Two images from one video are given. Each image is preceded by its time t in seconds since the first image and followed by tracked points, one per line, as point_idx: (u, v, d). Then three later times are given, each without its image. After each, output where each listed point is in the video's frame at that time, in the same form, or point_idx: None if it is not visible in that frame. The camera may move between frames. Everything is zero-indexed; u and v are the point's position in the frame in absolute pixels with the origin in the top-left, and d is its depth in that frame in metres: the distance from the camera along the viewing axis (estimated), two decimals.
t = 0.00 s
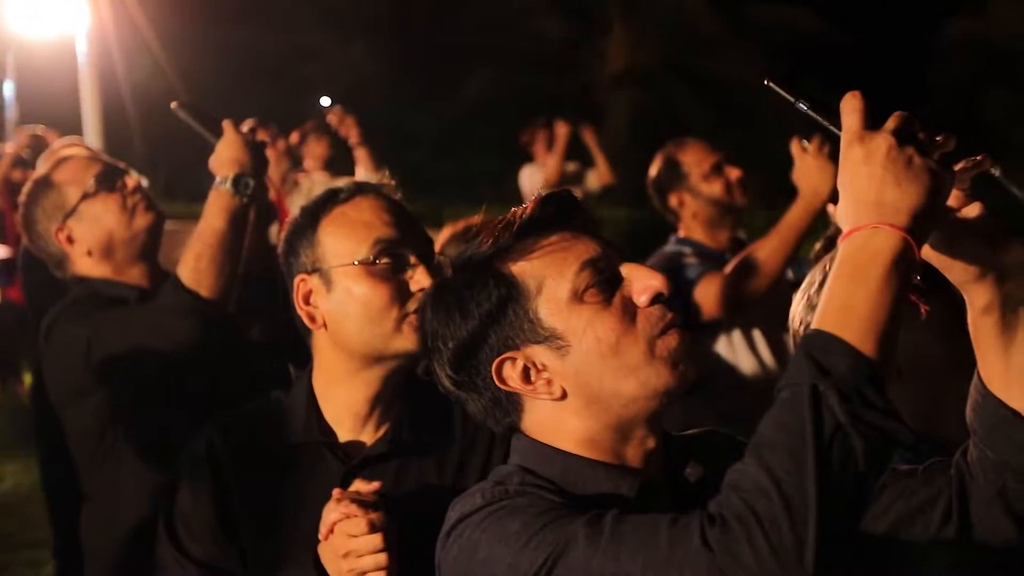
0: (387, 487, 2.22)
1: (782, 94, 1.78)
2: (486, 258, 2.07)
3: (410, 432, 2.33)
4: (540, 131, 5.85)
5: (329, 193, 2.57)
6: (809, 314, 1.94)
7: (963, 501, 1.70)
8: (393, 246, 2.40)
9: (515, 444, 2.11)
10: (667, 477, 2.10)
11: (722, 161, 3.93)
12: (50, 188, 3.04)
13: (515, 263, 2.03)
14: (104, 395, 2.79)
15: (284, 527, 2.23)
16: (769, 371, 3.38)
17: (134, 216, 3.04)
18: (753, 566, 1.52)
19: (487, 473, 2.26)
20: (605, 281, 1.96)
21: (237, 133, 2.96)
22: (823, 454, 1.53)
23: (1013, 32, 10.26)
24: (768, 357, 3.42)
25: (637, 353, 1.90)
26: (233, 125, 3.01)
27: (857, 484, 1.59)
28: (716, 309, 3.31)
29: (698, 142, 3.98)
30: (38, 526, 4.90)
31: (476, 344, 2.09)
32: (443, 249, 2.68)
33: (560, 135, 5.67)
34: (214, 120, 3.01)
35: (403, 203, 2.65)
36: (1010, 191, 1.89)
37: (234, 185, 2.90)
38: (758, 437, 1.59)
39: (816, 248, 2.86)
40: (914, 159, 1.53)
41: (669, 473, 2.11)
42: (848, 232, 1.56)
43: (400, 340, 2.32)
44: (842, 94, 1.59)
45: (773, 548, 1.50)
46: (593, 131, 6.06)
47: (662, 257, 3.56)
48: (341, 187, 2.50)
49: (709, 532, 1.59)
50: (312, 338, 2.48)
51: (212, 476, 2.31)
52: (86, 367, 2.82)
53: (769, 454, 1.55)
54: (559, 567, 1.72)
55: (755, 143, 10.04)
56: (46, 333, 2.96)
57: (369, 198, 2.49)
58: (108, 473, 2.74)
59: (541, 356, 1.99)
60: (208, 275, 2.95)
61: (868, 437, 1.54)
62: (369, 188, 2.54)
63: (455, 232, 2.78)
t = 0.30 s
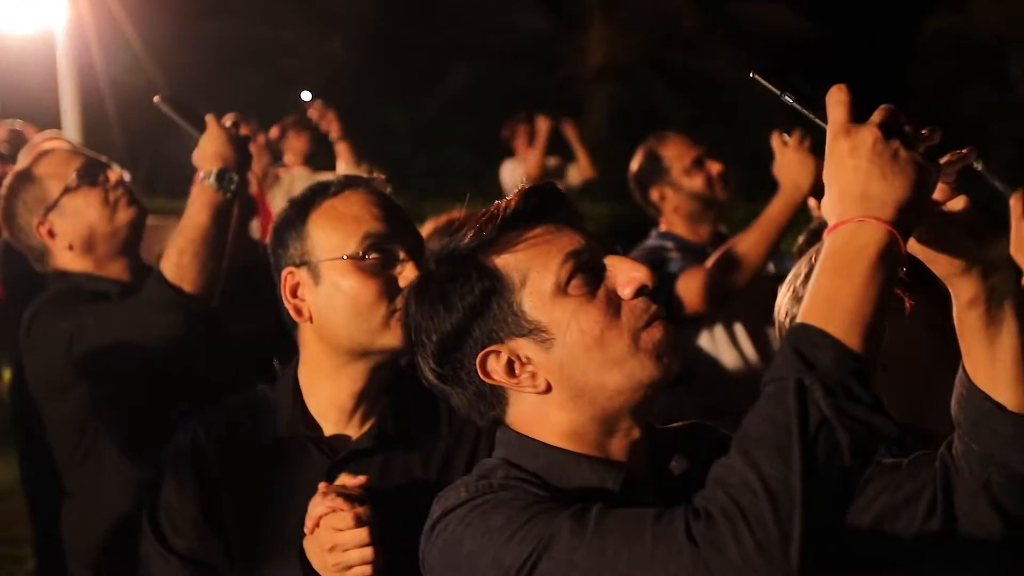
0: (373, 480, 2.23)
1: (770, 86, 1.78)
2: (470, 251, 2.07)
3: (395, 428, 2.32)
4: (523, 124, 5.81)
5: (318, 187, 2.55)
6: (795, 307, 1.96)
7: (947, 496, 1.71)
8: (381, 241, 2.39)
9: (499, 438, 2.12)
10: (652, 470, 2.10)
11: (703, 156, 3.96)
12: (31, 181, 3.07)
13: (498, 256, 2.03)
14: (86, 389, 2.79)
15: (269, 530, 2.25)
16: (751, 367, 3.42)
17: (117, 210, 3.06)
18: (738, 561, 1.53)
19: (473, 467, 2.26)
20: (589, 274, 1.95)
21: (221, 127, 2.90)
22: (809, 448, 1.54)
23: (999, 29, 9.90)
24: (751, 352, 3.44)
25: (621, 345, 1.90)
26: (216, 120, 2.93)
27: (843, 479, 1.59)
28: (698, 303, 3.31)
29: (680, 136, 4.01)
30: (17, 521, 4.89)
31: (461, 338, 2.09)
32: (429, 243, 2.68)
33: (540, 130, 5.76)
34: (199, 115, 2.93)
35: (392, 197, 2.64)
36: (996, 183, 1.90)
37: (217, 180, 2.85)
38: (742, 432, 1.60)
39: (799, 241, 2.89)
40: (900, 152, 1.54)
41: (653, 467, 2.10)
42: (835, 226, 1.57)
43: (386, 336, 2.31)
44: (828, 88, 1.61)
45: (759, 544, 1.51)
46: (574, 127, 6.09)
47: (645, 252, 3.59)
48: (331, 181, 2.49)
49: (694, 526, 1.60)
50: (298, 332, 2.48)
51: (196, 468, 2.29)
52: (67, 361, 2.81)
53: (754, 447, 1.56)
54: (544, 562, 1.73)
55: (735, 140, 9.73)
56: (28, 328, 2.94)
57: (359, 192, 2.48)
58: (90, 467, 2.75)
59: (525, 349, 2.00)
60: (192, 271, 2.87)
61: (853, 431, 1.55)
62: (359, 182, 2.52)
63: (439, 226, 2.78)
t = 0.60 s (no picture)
0: (358, 473, 2.22)
1: (754, 78, 1.78)
2: (453, 243, 2.07)
3: (381, 421, 2.31)
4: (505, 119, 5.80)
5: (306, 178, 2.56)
6: (780, 297, 1.98)
7: (933, 489, 1.73)
8: (371, 234, 2.39)
9: (484, 430, 2.11)
10: (638, 461, 2.10)
11: (684, 148, 3.99)
12: (12, 173, 3.07)
13: (482, 247, 2.03)
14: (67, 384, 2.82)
15: (252, 525, 2.24)
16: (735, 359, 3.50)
17: (97, 204, 3.06)
18: (727, 554, 1.51)
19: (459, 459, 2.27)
20: (574, 265, 1.95)
21: (202, 121, 2.92)
22: (796, 442, 1.53)
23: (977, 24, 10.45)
24: (733, 344, 3.52)
25: (606, 338, 1.91)
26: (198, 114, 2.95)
27: (833, 474, 1.56)
28: (681, 296, 3.34)
29: (660, 129, 4.03)
30: None
31: (445, 330, 2.09)
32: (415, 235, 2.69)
33: (523, 124, 5.71)
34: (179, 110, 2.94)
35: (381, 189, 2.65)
36: (977, 175, 1.92)
37: (199, 174, 2.89)
38: (728, 425, 1.59)
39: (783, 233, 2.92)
40: (888, 144, 1.56)
41: (640, 459, 2.10)
42: (825, 215, 1.56)
43: (371, 331, 2.31)
44: (813, 79, 1.62)
45: (746, 536, 1.50)
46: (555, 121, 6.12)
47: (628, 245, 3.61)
48: (319, 172, 2.49)
49: (682, 521, 1.58)
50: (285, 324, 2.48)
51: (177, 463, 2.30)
52: (49, 356, 2.84)
53: (741, 441, 1.55)
54: (530, 556, 1.71)
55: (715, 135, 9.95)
56: (7, 321, 2.97)
57: (347, 183, 2.48)
58: (70, 464, 2.77)
59: (510, 341, 2.00)
60: (174, 266, 2.94)
61: (839, 424, 1.53)
62: (348, 174, 2.53)
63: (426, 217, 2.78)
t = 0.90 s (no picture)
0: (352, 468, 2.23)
1: (748, 70, 1.77)
2: (447, 236, 2.06)
3: (375, 415, 2.31)
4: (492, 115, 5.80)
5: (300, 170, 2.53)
6: (775, 291, 1.99)
7: (926, 483, 1.75)
8: (365, 228, 2.38)
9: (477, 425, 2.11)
10: (632, 454, 2.10)
11: (673, 143, 3.99)
12: None
13: (475, 240, 2.02)
14: (56, 378, 2.86)
15: (242, 521, 2.25)
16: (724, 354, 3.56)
17: (85, 199, 3.05)
18: (723, 549, 1.50)
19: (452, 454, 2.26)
20: (567, 257, 1.95)
21: (190, 114, 2.95)
22: (792, 436, 1.53)
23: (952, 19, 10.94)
24: (722, 337, 3.57)
25: (599, 332, 1.90)
26: (185, 106, 2.96)
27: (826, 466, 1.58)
28: (670, 290, 3.41)
29: (648, 123, 4.03)
30: None
31: (439, 324, 2.08)
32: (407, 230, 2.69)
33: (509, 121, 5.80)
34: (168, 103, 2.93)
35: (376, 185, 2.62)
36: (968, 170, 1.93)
37: (187, 169, 2.94)
38: (724, 418, 1.59)
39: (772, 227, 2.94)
40: (882, 137, 1.55)
41: (634, 452, 2.11)
42: (816, 209, 1.57)
43: (365, 324, 2.32)
44: (808, 73, 1.62)
45: (742, 530, 1.49)
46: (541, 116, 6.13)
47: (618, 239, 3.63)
48: (314, 165, 2.47)
49: (678, 514, 1.57)
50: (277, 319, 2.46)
51: (170, 457, 2.31)
52: (38, 350, 2.87)
53: (737, 435, 1.55)
54: (525, 550, 1.71)
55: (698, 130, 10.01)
56: None
57: (342, 177, 2.47)
58: (59, 460, 2.83)
59: (503, 334, 1.99)
60: (162, 260, 3.00)
61: (835, 416, 1.54)
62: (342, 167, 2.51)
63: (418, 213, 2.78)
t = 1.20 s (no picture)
0: (356, 466, 2.23)
1: (753, 69, 1.74)
2: (449, 233, 2.05)
3: (376, 413, 2.29)
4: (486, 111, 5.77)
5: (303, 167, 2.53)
6: (778, 288, 2.00)
7: (931, 481, 1.74)
8: (367, 225, 2.38)
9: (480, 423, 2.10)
10: (636, 452, 2.09)
11: (671, 140, 3.98)
12: None
13: (478, 237, 2.01)
14: (54, 376, 2.83)
15: (245, 522, 2.23)
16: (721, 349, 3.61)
17: (82, 196, 3.02)
18: (731, 550, 1.50)
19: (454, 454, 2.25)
20: (570, 255, 1.94)
21: (189, 113, 2.89)
22: (801, 436, 1.52)
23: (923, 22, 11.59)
24: (719, 333, 3.61)
25: (603, 330, 1.89)
26: (185, 105, 2.91)
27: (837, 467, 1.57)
28: (666, 288, 3.39)
29: (646, 120, 4.04)
30: None
31: (441, 321, 2.07)
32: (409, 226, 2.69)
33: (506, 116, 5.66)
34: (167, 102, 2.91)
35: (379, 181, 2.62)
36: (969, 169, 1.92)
37: (185, 166, 2.85)
38: (732, 417, 1.58)
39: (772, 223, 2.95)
40: (889, 135, 1.53)
41: (638, 450, 2.10)
42: (822, 209, 1.56)
43: (367, 322, 2.31)
44: (813, 68, 1.58)
45: (751, 531, 1.49)
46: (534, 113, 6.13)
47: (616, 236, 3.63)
48: (315, 163, 2.47)
49: (685, 515, 1.56)
50: (280, 316, 2.46)
51: (172, 459, 2.28)
52: (38, 349, 2.85)
53: (746, 435, 1.53)
54: (531, 551, 1.69)
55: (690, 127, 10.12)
56: None
57: (344, 175, 2.46)
58: (55, 461, 2.80)
59: (507, 333, 1.98)
60: (159, 259, 2.93)
61: (844, 416, 1.54)
62: (343, 164, 2.51)
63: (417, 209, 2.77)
